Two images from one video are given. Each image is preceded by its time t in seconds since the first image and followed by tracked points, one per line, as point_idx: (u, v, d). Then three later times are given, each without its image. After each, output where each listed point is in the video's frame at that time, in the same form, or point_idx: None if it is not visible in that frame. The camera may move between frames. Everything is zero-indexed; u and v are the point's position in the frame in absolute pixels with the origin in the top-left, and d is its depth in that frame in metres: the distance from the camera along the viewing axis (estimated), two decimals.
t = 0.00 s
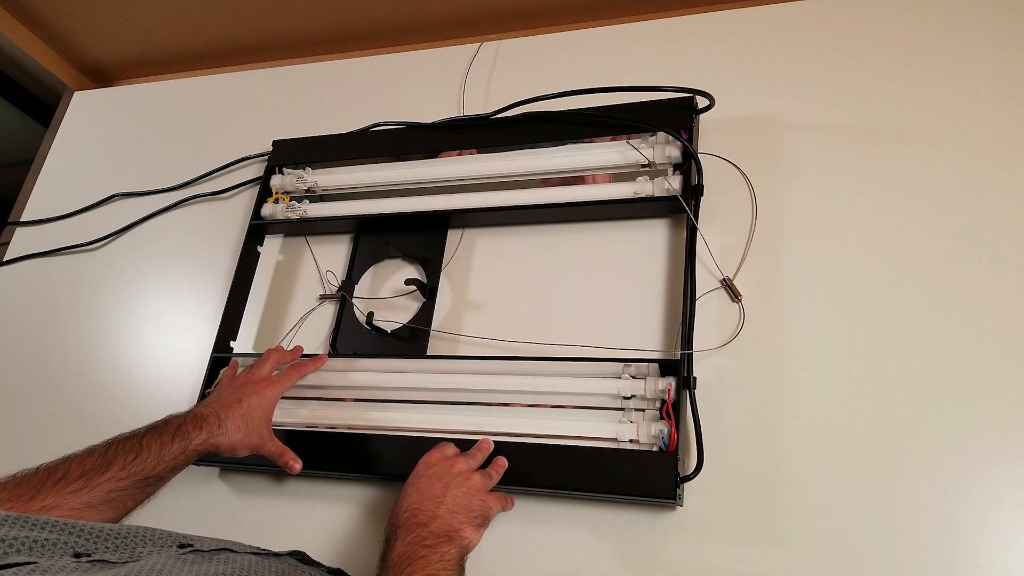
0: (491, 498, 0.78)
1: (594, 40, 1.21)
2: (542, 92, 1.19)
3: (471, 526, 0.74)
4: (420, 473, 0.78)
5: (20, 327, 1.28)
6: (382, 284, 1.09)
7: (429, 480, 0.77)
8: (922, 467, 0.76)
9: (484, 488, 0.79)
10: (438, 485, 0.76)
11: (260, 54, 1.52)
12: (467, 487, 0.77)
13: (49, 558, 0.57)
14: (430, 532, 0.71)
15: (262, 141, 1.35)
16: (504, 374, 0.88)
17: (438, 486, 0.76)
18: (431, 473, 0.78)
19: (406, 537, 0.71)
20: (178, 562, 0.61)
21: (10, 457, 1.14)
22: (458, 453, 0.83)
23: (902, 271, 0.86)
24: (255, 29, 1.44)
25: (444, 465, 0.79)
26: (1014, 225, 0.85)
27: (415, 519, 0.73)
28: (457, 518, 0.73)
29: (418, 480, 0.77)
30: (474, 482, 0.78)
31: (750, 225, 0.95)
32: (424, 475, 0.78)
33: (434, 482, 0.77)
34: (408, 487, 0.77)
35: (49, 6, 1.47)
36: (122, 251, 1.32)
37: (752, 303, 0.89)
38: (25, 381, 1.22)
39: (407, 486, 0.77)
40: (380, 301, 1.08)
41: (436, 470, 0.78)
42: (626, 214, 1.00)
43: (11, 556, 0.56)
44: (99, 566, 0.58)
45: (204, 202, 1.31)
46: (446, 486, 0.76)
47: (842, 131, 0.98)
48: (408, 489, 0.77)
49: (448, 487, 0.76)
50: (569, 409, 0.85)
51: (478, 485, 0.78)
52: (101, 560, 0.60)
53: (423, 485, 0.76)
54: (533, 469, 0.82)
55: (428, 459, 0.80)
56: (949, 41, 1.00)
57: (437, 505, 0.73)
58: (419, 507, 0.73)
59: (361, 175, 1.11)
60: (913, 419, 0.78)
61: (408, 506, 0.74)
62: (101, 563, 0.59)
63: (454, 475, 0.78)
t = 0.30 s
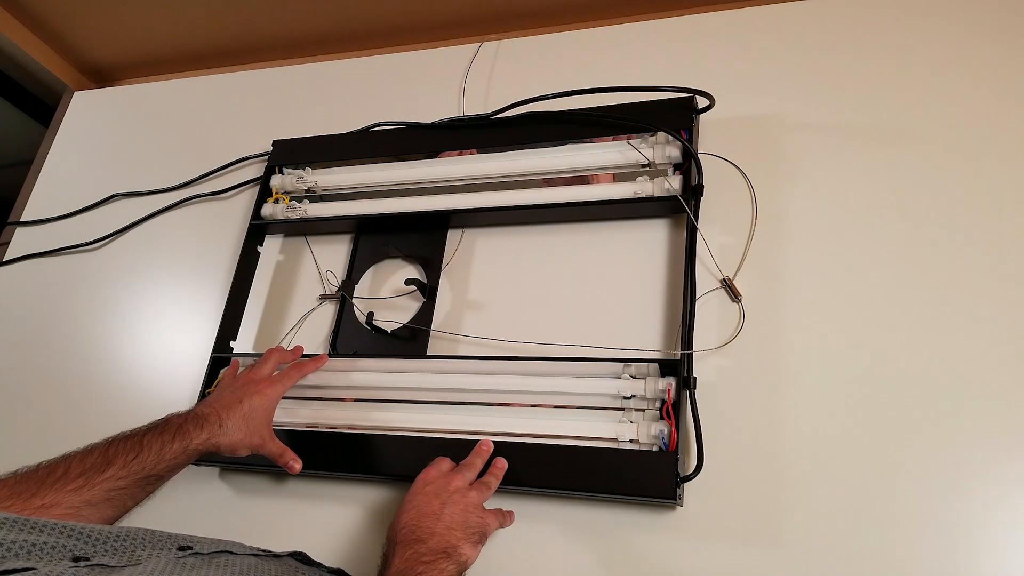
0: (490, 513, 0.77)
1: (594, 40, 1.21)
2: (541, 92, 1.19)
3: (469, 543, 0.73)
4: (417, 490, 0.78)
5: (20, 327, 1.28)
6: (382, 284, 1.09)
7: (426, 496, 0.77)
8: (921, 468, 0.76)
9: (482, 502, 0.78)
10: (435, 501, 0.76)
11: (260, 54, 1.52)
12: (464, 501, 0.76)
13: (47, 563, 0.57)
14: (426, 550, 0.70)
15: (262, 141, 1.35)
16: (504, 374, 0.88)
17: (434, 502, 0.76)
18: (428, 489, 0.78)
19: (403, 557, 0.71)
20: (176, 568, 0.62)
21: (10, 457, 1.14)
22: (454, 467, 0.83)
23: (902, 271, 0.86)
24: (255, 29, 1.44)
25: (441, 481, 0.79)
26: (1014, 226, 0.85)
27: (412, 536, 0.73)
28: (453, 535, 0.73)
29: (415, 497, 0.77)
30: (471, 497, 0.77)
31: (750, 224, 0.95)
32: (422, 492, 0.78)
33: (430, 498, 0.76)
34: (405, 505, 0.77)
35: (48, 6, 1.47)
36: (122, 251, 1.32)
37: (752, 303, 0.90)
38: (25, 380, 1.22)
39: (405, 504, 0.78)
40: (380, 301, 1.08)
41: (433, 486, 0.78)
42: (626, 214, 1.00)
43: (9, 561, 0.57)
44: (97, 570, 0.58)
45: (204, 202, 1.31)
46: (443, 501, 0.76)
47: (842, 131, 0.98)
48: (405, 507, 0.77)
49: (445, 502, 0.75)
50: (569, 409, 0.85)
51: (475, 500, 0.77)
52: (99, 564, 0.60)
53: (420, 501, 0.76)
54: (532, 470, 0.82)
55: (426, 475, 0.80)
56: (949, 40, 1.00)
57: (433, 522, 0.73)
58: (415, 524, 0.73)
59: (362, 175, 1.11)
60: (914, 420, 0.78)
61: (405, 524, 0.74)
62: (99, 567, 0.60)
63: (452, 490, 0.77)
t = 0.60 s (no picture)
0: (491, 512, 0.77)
1: (594, 40, 1.21)
2: (541, 92, 1.19)
3: (469, 542, 0.73)
4: (418, 489, 0.79)
5: (20, 327, 1.28)
6: (382, 284, 1.09)
7: (427, 494, 0.77)
8: (922, 467, 0.76)
9: (482, 502, 0.78)
10: (435, 501, 0.76)
11: (260, 54, 1.52)
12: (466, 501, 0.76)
13: (46, 563, 0.57)
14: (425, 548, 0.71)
15: (262, 141, 1.35)
16: (504, 374, 0.88)
17: (435, 501, 0.76)
18: (428, 488, 0.78)
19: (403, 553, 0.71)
20: (176, 568, 0.62)
21: (10, 457, 1.15)
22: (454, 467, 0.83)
23: (902, 271, 0.86)
24: (255, 29, 1.44)
25: (442, 480, 0.79)
26: (1014, 226, 0.85)
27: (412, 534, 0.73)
28: (453, 535, 0.73)
29: (416, 496, 0.77)
30: (471, 497, 0.77)
31: (750, 224, 0.95)
32: (422, 492, 0.78)
33: (431, 497, 0.76)
34: (405, 503, 0.78)
35: (49, 6, 1.47)
36: (122, 251, 1.32)
37: (752, 303, 0.90)
38: (25, 380, 1.22)
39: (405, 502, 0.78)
40: (380, 301, 1.08)
41: (433, 485, 0.78)
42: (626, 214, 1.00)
43: (9, 560, 0.57)
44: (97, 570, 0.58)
45: (204, 202, 1.31)
46: (444, 500, 0.76)
47: (842, 131, 0.98)
48: (405, 506, 0.77)
49: (445, 502, 0.76)
50: (569, 409, 0.85)
51: (475, 499, 0.77)
52: (99, 565, 0.60)
53: (420, 500, 0.76)
54: (533, 469, 0.82)
55: (426, 475, 0.80)
56: (949, 40, 0.99)
57: (433, 521, 0.73)
58: (415, 522, 0.74)
59: (362, 175, 1.11)
60: (914, 419, 0.78)
61: (405, 522, 0.74)
62: (99, 567, 0.60)
63: (452, 489, 0.77)
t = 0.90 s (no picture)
0: (499, 507, 0.78)
1: (594, 39, 1.21)
2: (541, 92, 1.19)
3: (479, 538, 0.74)
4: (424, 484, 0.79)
5: (20, 327, 1.28)
6: (382, 284, 1.09)
7: (435, 490, 0.77)
8: (921, 467, 0.76)
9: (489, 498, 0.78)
10: (444, 498, 0.76)
11: (260, 54, 1.52)
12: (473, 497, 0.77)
13: (51, 560, 0.57)
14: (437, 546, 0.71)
15: (261, 141, 1.35)
16: (504, 374, 0.88)
17: (445, 497, 0.76)
18: (436, 484, 0.78)
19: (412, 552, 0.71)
20: (178, 566, 0.61)
21: (10, 457, 1.14)
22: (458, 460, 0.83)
23: (903, 270, 0.86)
24: (255, 28, 1.44)
25: (449, 475, 0.79)
26: (1015, 226, 0.85)
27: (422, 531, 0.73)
28: (464, 532, 0.73)
29: (423, 491, 0.77)
30: (479, 494, 0.77)
31: (749, 225, 0.95)
32: (429, 488, 0.78)
33: (439, 492, 0.77)
34: (411, 498, 0.78)
35: (48, 6, 1.47)
36: (122, 251, 1.32)
37: (752, 303, 0.90)
38: (25, 380, 1.22)
39: (411, 497, 0.78)
40: (380, 301, 1.08)
41: (441, 480, 0.78)
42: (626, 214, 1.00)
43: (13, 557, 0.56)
44: (101, 568, 0.58)
45: (204, 202, 1.31)
46: (453, 496, 0.76)
47: (841, 131, 0.98)
48: (411, 501, 0.77)
49: (455, 498, 0.76)
50: (569, 409, 0.85)
51: (483, 496, 0.77)
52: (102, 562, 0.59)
53: (429, 495, 0.76)
54: (533, 469, 0.82)
55: (432, 468, 0.80)
56: (949, 40, 1.00)
57: (443, 518, 0.73)
58: (424, 519, 0.74)
59: (362, 175, 1.11)
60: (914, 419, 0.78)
61: (413, 518, 0.75)
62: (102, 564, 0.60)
63: (460, 485, 0.78)
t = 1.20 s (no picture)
0: (617, 523, 0.63)
1: (594, 39, 1.21)
2: (541, 92, 1.19)
3: (577, 554, 0.60)
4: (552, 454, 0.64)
5: (19, 327, 1.28)
6: (382, 284, 1.09)
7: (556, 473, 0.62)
8: (923, 466, 0.76)
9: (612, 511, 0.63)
10: (564, 496, 0.61)
11: (260, 54, 1.52)
12: (592, 507, 0.61)
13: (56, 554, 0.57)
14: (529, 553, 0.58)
15: (261, 141, 1.35)
16: (504, 374, 0.88)
17: (564, 493, 0.61)
18: (564, 466, 0.63)
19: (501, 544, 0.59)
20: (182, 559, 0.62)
21: (10, 457, 1.14)
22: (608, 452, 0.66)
23: (903, 270, 0.86)
24: (256, 28, 1.44)
25: (583, 460, 0.63)
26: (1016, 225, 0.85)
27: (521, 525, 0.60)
28: (565, 543, 0.59)
29: (548, 466, 0.63)
30: (603, 507, 0.62)
31: (750, 225, 0.95)
32: (557, 472, 0.62)
33: (559, 483, 0.62)
34: (533, 471, 0.64)
35: (49, 5, 1.47)
36: (122, 251, 1.32)
37: (752, 303, 0.90)
38: (25, 380, 1.22)
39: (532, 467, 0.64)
40: (380, 301, 1.08)
41: (575, 465, 0.63)
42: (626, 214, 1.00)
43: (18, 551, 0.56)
44: (106, 562, 0.58)
45: (204, 202, 1.31)
46: (570, 496, 0.61)
47: (842, 131, 0.98)
48: (528, 478, 0.63)
49: (573, 499, 0.61)
50: (569, 409, 0.85)
51: (606, 510, 0.62)
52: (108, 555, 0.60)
53: (546, 480, 0.62)
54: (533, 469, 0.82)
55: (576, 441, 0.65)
56: (949, 40, 1.00)
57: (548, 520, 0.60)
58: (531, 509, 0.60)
59: (362, 175, 1.11)
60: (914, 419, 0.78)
61: (519, 500, 0.62)
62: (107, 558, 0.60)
63: (588, 486, 0.62)
